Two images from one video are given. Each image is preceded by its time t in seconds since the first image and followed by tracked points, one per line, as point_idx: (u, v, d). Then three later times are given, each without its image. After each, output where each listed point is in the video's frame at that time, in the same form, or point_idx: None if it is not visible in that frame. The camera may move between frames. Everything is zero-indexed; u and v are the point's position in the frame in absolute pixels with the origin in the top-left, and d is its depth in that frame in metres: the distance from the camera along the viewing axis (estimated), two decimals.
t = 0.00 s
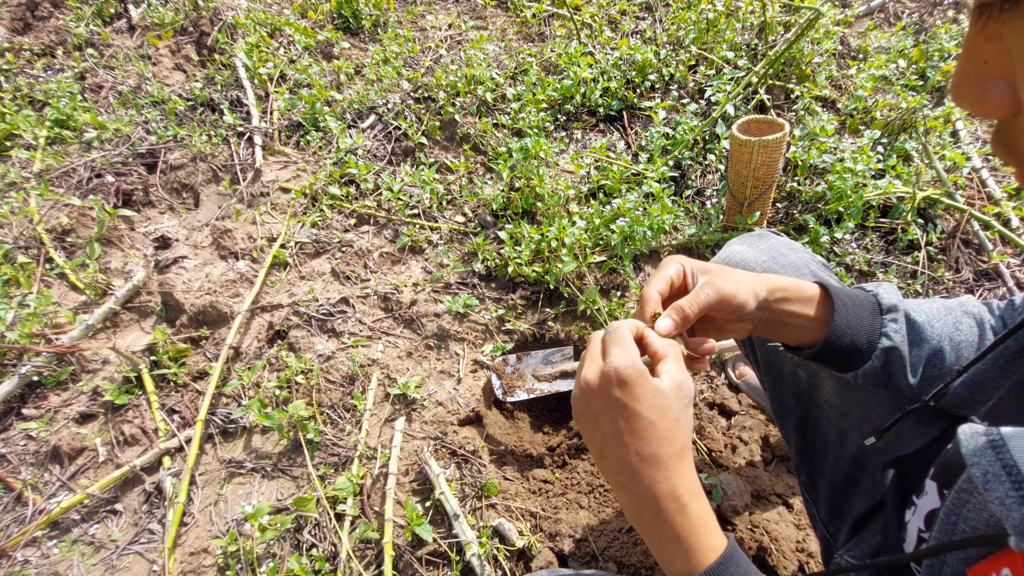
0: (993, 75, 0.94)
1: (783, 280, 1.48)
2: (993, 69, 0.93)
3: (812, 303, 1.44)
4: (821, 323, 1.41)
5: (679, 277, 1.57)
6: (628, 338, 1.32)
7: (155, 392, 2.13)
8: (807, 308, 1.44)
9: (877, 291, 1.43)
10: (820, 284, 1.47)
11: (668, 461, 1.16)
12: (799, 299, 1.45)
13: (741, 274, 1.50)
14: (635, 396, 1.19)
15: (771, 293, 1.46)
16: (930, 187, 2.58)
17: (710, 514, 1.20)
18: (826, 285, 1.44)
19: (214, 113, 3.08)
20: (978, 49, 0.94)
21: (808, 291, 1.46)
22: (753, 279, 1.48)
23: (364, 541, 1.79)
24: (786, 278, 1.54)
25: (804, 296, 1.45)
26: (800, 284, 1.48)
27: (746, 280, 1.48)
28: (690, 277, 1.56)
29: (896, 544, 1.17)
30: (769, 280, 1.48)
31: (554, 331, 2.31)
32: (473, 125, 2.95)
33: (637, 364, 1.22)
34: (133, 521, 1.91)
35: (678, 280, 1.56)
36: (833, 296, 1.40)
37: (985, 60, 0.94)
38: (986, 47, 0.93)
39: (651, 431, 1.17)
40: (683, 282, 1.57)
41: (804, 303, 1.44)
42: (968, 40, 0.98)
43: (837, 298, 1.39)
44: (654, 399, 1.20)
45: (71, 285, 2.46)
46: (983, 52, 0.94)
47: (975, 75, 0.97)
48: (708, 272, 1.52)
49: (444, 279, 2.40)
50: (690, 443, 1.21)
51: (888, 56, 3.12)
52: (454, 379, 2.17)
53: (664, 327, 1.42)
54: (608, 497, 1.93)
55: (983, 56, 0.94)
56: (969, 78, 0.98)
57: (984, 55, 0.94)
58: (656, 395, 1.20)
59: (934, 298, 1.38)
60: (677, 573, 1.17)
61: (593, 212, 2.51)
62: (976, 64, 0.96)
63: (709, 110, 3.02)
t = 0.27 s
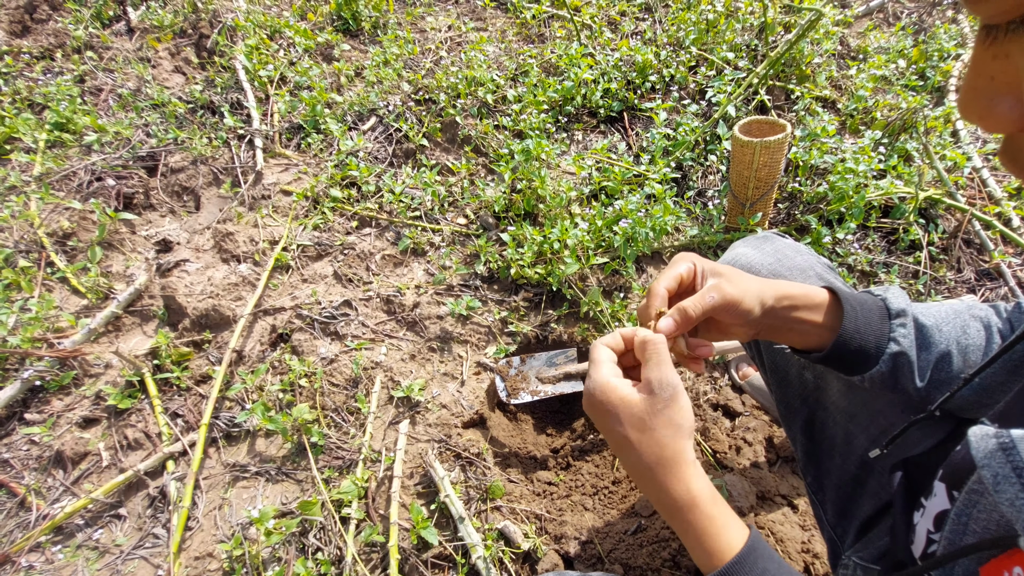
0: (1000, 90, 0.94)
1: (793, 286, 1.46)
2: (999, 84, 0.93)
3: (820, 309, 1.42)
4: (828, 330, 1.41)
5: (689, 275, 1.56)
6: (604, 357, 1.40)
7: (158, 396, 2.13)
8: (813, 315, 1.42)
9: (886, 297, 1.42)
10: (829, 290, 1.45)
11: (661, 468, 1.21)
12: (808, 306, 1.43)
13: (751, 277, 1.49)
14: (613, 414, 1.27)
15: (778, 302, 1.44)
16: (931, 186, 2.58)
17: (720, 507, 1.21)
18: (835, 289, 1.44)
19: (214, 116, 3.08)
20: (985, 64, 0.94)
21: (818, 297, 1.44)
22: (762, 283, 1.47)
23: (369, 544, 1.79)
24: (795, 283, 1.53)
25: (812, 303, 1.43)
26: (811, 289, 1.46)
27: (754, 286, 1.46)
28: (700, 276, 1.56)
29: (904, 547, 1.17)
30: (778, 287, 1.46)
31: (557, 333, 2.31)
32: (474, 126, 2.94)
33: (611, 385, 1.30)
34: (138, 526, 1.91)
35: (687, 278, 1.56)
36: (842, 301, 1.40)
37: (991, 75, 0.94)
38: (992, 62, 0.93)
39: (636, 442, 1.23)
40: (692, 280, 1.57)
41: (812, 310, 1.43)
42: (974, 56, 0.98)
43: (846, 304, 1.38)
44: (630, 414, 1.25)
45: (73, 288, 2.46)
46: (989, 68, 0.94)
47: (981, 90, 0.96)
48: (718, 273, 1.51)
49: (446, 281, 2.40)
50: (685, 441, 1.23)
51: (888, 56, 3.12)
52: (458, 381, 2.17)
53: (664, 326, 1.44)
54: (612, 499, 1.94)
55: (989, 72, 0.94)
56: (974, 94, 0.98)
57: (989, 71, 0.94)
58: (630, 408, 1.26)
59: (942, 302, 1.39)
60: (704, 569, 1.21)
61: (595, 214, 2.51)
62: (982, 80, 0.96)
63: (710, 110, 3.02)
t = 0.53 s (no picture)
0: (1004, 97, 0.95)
1: (794, 283, 1.45)
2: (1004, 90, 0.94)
3: (822, 306, 1.41)
4: (831, 327, 1.40)
5: (689, 278, 1.57)
6: (607, 368, 1.41)
7: (161, 399, 2.13)
8: (816, 311, 1.42)
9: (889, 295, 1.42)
10: (833, 288, 1.45)
11: (677, 467, 1.23)
12: (811, 304, 1.42)
13: (751, 276, 1.49)
14: (625, 420, 1.29)
15: (782, 299, 1.43)
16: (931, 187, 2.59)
17: (740, 499, 1.23)
18: (838, 288, 1.44)
19: (216, 119, 3.08)
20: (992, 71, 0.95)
21: (820, 294, 1.43)
22: (762, 282, 1.47)
23: (373, 546, 1.79)
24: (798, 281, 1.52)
25: (814, 300, 1.42)
26: (813, 287, 1.45)
27: (754, 285, 1.46)
28: (701, 278, 1.56)
29: (911, 545, 1.18)
30: (780, 284, 1.46)
31: (559, 335, 2.31)
32: (476, 129, 2.95)
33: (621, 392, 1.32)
34: (142, 528, 1.91)
35: (687, 282, 1.57)
36: (843, 300, 1.39)
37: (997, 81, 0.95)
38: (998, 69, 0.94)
39: (650, 445, 1.25)
40: (693, 284, 1.58)
41: (814, 307, 1.42)
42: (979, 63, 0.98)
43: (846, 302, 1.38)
44: (641, 416, 1.27)
45: (76, 291, 2.46)
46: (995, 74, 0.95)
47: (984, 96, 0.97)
48: (717, 276, 1.52)
49: (449, 283, 2.41)
50: (696, 435, 1.25)
51: (887, 58, 3.14)
52: (461, 383, 2.18)
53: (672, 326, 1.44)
54: (615, 500, 1.96)
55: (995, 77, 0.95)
56: (978, 99, 0.99)
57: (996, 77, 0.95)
58: (640, 412, 1.27)
59: (946, 302, 1.40)
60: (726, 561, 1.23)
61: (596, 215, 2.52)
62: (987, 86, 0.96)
63: (710, 112, 3.04)
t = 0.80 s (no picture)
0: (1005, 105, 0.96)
1: (797, 286, 1.48)
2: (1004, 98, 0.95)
3: (826, 309, 1.44)
4: (835, 329, 1.43)
5: (693, 284, 1.57)
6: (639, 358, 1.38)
7: (163, 403, 2.14)
8: (821, 313, 1.44)
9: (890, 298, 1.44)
10: (835, 291, 1.47)
11: (689, 469, 1.23)
12: (815, 306, 1.45)
13: (755, 279, 1.51)
14: (641, 416, 1.28)
15: (785, 301, 1.45)
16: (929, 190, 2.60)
17: (748, 506, 1.24)
18: (841, 292, 1.46)
19: (217, 123, 3.10)
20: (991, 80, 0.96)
21: (823, 298, 1.46)
22: (766, 285, 1.49)
23: (375, 549, 1.80)
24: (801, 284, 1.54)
25: (818, 302, 1.45)
26: (816, 290, 1.48)
27: (758, 288, 1.48)
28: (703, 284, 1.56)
29: (913, 547, 1.18)
30: (783, 287, 1.48)
31: (560, 338, 2.32)
32: (476, 133, 2.97)
33: (642, 385, 1.31)
34: (144, 532, 1.91)
35: (691, 287, 1.57)
36: (847, 303, 1.42)
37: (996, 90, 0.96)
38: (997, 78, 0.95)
39: (665, 445, 1.25)
40: (696, 290, 1.58)
41: (818, 309, 1.44)
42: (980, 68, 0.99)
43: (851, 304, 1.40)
44: (660, 414, 1.27)
45: (78, 296, 2.47)
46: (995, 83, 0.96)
47: (986, 103, 0.98)
48: (721, 279, 1.53)
49: (450, 287, 2.42)
50: (711, 441, 1.25)
51: (885, 62, 3.16)
52: (462, 386, 2.19)
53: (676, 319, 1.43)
54: (616, 503, 1.97)
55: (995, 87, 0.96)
56: (980, 105, 1.00)
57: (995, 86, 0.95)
58: (661, 410, 1.27)
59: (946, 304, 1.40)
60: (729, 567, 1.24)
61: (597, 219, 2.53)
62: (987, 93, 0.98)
63: (710, 116, 3.05)
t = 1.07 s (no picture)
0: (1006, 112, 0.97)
1: (801, 289, 1.49)
2: (1005, 106, 0.96)
3: (830, 313, 1.45)
4: (839, 334, 1.44)
5: (697, 291, 1.57)
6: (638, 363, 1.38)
7: (163, 408, 2.14)
8: (825, 318, 1.45)
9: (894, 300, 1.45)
10: (839, 294, 1.49)
11: (694, 471, 1.24)
12: (818, 310, 1.46)
13: (758, 284, 1.52)
14: (647, 419, 1.29)
15: (790, 306, 1.46)
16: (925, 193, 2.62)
17: (752, 507, 1.25)
18: (845, 295, 1.47)
19: (216, 128, 3.10)
20: (993, 86, 0.97)
21: (827, 301, 1.47)
22: (770, 290, 1.50)
23: (376, 553, 1.80)
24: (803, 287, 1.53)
25: (822, 307, 1.46)
26: (820, 293, 1.49)
27: (762, 293, 1.49)
28: (707, 291, 1.57)
29: (914, 546, 1.19)
30: (787, 291, 1.49)
31: (560, 341, 2.33)
32: (475, 137, 2.98)
33: (647, 389, 1.31)
34: (143, 537, 1.91)
35: (694, 294, 1.57)
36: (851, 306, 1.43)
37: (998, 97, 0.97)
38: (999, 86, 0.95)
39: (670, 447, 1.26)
40: (700, 296, 1.58)
41: (822, 314, 1.46)
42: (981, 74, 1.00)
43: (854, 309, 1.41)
44: (665, 417, 1.27)
45: (77, 301, 2.47)
46: (997, 90, 0.96)
47: (987, 109, 0.99)
48: (724, 286, 1.53)
49: (449, 290, 2.42)
50: (717, 445, 1.26)
51: (880, 66, 3.18)
52: (462, 390, 2.19)
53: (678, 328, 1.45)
54: (617, 505, 1.97)
55: (996, 93, 0.96)
56: (980, 111, 1.01)
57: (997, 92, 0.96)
58: (667, 414, 1.27)
59: (949, 306, 1.41)
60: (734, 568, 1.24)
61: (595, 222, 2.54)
62: (989, 100, 0.98)
63: (707, 120, 3.07)
